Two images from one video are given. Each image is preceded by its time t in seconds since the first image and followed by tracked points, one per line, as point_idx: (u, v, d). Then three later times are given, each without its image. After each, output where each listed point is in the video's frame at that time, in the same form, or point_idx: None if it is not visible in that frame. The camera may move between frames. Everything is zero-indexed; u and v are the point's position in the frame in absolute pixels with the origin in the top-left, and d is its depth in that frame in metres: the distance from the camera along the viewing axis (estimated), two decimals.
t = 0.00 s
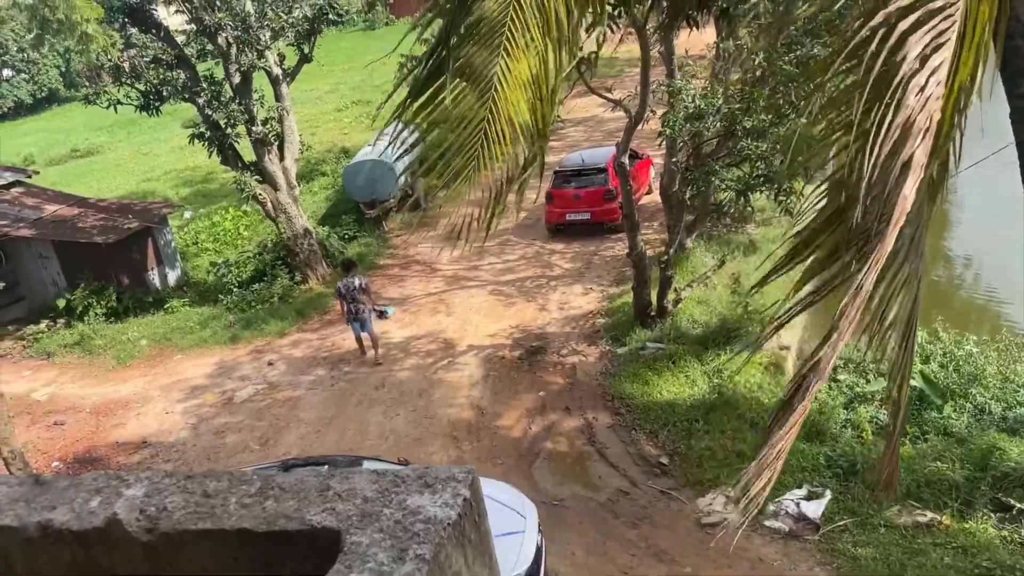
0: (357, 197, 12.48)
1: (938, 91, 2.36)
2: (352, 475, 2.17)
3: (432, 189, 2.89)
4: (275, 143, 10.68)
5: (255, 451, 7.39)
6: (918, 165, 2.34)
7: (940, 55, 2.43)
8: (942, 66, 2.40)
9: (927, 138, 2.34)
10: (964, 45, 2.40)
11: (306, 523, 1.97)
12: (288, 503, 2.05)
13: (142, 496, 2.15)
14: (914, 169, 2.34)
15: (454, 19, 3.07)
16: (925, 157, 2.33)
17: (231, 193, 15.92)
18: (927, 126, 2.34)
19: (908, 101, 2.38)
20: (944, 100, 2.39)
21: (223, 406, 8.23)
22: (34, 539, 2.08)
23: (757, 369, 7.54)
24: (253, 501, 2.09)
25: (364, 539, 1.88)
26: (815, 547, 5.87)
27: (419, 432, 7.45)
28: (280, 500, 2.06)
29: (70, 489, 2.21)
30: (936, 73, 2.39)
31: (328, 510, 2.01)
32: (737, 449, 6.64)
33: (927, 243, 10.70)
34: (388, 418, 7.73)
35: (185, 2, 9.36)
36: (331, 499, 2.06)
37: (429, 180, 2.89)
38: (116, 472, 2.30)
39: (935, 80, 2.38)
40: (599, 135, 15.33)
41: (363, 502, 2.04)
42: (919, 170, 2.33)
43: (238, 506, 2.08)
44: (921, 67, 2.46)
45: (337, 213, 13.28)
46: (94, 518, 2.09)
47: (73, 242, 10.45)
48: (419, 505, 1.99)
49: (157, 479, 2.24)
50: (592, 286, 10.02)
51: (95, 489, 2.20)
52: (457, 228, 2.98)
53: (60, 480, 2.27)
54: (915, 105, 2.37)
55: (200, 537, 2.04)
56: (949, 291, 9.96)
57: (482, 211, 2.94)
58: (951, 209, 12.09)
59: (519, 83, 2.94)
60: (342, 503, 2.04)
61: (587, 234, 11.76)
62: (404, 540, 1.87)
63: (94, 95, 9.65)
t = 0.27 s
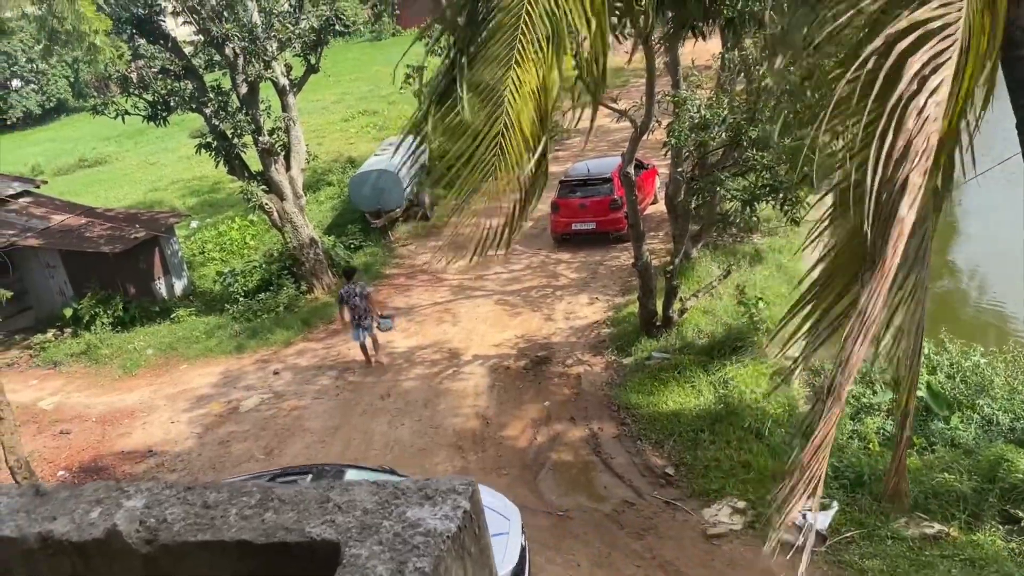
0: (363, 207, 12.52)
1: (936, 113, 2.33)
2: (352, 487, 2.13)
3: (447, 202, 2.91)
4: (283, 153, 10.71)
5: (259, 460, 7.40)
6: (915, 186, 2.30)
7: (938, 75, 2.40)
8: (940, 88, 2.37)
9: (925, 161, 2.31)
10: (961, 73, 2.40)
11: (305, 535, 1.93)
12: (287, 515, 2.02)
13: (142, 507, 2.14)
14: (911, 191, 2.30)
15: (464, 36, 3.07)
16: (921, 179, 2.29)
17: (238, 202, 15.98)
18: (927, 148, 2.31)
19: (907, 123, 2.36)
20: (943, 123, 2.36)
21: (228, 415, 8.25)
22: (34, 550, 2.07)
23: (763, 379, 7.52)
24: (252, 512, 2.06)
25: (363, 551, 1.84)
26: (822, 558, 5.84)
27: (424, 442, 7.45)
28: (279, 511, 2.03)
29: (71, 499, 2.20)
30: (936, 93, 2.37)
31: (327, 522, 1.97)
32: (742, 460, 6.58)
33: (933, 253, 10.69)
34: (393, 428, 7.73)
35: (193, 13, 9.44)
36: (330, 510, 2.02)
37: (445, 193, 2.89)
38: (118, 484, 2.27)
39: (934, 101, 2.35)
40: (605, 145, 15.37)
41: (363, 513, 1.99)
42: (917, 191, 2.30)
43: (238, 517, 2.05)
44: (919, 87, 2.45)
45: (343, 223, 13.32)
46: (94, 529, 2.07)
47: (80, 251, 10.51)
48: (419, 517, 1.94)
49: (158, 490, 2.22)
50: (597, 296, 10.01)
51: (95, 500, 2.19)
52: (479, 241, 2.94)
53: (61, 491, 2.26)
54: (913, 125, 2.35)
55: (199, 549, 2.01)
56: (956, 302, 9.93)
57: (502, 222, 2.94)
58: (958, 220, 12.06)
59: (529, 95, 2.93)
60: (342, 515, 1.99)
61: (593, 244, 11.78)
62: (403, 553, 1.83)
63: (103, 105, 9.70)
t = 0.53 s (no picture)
0: (371, 218, 12.58)
1: (934, 139, 2.30)
2: (363, 506, 2.12)
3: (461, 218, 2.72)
4: (292, 165, 10.86)
5: (268, 471, 7.42)
6: (910, 212, 2.28)
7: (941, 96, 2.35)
8: (940, 112, 2.33)
9: (921, 186, 2.29)
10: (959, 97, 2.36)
11: (316, 555, 1.92)
12: (297, 534, 2.02)
13: (153, 525, 2.17)
14: (906, 217, 2.28)
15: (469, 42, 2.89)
16: (917, 205, 2.27)
17: (247, 213, 16.08)
18: (923, 172, 2.29)
19: (903, 147, 2.33)
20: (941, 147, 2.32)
21: (236, 426, 8.29)
22: (45, 568, 2.10)
23: (771, 391, 7.51)
24: (263, 531, 2.07)
25: (374, 572, 1.82)
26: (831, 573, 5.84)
27: (432, 454, 7.46)
28: (289, 530, 2.03)
29: (83, 516, 2.25)
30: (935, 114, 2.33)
31: (337, 541, 1.96)
32: (750, 473, 6.57)
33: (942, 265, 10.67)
34: (401, 439, 7.74)
35: (205, 27, 9.60)
36: (340, 529, 2.01)
37: (456, 206, 2.69)
38: (129, 501, 2.32)
39: (932, 125, 2.32)
40: (612, 156, 15.43)
41: (373, 533, 1.97)
42: (912, 216, 2.28)
43: (248, 536, 2.05)
44: (915, 113, 2.39)
45: (352, 234, 13.38)
46: (105, 547, 2.10)
47: (91, 262, 10.60)
48: (429, 536, 1.91)
49: (169, 508, 2.24)
50: (605, 307, 10.02)
51: (108, 517, 2.22)
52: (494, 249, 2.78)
53: (73, 508, 2.31)
54: (909, 150, 2.32)
55: (211, 568, 2.01)
56: (966, 314, 9.90)
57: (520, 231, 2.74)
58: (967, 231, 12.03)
59: (542, 104, 2.71)
60: (352, 534, 1.98)
61: (601, 255, 11.80)
62: (414, 573, 1.81)
63: (115, 118, 9.77)
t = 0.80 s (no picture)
0: (383, 232, 12.58)
1: (950, 168, 2.23)
2: (390, 551, 2.26)
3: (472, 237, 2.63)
4: (304, 179, 10.93)
5: (279, 486, 7.40)
6: (926, 244, 2.22)
7: (955, 125, 2.27)
8: (955, 138, 2.26)
9: (938, 216, 2.22)
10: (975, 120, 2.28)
11: None
12: None
13: (180, 566, 2.26)
14: (922, 248, 2.22)
15: (476, 62, 2.68)
16: (934, 235, 2.20)
17: (259, 227, 16.16)
18: (938, 202, 2.23)
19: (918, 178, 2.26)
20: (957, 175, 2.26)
21: (247, 441, 8.31)
22: None
23: (784, 409, 7.46)
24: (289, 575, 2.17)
25: None
26: None
27: (443, 470, 7.42)
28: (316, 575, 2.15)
29: (110, 556, 2.32)
30: (952, 142, 2.26)
31: None
32: (764, 491, 6.47)
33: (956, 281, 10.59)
34: (412, 454, 7.72)
35: (219, 43, 9.70)
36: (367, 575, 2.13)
37: (465, 221, 2.58)
38: (154, 542, 2.40)
39: (947, 153, 2.25)
40: (624, 170, 15.43)
41: None
42: (930, 246, 2.21)
43: None
44: (931, 141, 2.31)
45: (364, 247, 13.41)
46: None
47: (104, 276, 10.67)
48: None
49: (194, 549, 2.35)
50: (617, 322, 9.99)
51: (135, 558, 2.31)
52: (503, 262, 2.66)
53: (100, 547, 2.38)
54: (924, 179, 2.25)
55: None
56: (982, 330, 9.81)
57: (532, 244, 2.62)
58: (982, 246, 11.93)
59: (552, 123, 2.63)
60: None
61: (613, 270, 11.77)
62: None
63: (128, 132, 9.79)
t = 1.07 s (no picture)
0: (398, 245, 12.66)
1: (977, 183, 2.13)
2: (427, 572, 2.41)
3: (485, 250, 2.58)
4: (320, 193, 11.06)
5: (294, 498, 7.41)
6: (951, 261, 2.11)
7: (981, 141, 2.18)
8: (982, 153, 2.16)
9: (964, 233, 2.12)
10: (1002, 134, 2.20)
11: None
12: None
13: None
14: (947, 265, 2.11)
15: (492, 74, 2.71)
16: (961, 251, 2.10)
17: (275, 239, 16.28)
18: (965, 219, 2.12)
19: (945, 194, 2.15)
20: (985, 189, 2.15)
21: (263, 453, 8.35)
22: None
23: (801, 425, 7.41)
24: None
25: None
26: None
27: (458, 483, 7.41)
28: None
29: None
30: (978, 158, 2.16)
31: None
32: (782, 508, 6.39)
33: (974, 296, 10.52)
34: (426, 468, 7.71)
35: (238, 57, 9.84)
36: None
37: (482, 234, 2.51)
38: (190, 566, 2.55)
39: (975, 168, 2.15)
40: (639, 185, 15.47)
41: None
42: (955, 262, 2.11)
43: None
44: (957, 157, 2.21)
45: (379, 260, 13.47)
46: None
47: (122, 287, 10.78)
48: None
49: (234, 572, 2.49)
50: (632, 335, 9.97)
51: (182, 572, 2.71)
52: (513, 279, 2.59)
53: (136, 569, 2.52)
54: (950, 194, 2.14)
55: None
56: (1001, 346, 9.72)
57: (536, 260, 2.53)
58: (1001, 261, 11.84)
59: (567, 140, 2.59)
60: None
61: (627, 284, 11.76)
62: None
63: (147, 145, 9.91)
